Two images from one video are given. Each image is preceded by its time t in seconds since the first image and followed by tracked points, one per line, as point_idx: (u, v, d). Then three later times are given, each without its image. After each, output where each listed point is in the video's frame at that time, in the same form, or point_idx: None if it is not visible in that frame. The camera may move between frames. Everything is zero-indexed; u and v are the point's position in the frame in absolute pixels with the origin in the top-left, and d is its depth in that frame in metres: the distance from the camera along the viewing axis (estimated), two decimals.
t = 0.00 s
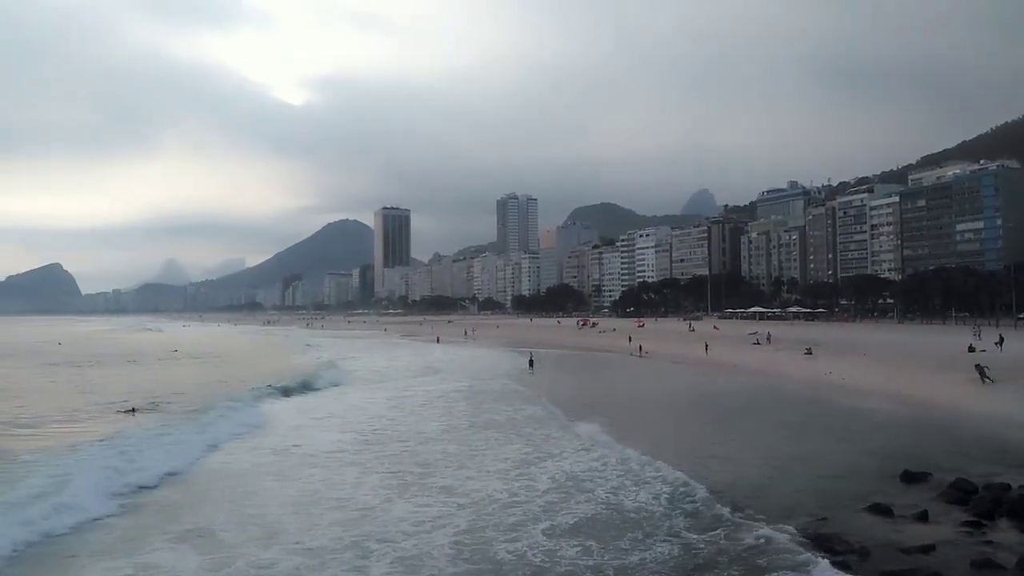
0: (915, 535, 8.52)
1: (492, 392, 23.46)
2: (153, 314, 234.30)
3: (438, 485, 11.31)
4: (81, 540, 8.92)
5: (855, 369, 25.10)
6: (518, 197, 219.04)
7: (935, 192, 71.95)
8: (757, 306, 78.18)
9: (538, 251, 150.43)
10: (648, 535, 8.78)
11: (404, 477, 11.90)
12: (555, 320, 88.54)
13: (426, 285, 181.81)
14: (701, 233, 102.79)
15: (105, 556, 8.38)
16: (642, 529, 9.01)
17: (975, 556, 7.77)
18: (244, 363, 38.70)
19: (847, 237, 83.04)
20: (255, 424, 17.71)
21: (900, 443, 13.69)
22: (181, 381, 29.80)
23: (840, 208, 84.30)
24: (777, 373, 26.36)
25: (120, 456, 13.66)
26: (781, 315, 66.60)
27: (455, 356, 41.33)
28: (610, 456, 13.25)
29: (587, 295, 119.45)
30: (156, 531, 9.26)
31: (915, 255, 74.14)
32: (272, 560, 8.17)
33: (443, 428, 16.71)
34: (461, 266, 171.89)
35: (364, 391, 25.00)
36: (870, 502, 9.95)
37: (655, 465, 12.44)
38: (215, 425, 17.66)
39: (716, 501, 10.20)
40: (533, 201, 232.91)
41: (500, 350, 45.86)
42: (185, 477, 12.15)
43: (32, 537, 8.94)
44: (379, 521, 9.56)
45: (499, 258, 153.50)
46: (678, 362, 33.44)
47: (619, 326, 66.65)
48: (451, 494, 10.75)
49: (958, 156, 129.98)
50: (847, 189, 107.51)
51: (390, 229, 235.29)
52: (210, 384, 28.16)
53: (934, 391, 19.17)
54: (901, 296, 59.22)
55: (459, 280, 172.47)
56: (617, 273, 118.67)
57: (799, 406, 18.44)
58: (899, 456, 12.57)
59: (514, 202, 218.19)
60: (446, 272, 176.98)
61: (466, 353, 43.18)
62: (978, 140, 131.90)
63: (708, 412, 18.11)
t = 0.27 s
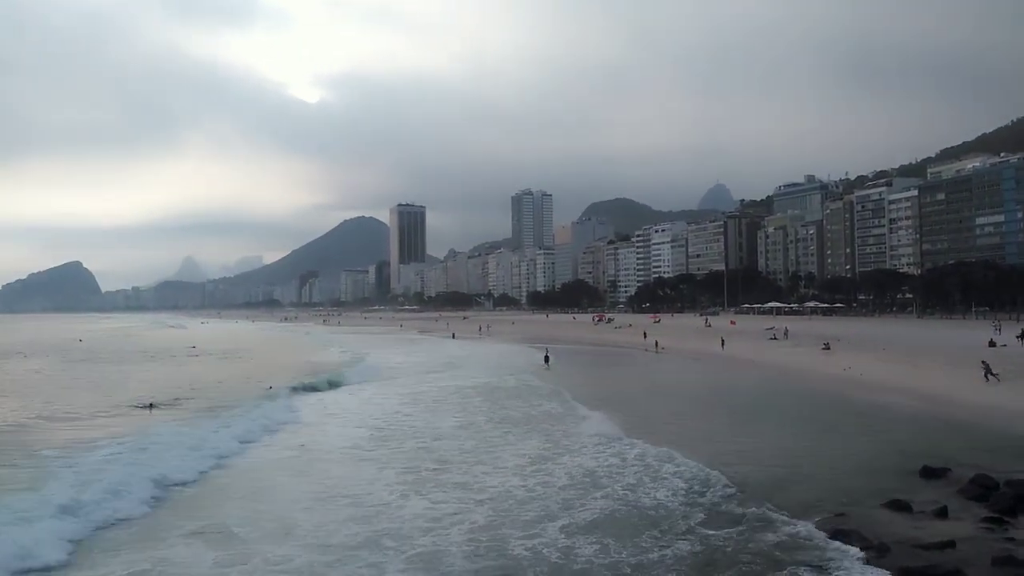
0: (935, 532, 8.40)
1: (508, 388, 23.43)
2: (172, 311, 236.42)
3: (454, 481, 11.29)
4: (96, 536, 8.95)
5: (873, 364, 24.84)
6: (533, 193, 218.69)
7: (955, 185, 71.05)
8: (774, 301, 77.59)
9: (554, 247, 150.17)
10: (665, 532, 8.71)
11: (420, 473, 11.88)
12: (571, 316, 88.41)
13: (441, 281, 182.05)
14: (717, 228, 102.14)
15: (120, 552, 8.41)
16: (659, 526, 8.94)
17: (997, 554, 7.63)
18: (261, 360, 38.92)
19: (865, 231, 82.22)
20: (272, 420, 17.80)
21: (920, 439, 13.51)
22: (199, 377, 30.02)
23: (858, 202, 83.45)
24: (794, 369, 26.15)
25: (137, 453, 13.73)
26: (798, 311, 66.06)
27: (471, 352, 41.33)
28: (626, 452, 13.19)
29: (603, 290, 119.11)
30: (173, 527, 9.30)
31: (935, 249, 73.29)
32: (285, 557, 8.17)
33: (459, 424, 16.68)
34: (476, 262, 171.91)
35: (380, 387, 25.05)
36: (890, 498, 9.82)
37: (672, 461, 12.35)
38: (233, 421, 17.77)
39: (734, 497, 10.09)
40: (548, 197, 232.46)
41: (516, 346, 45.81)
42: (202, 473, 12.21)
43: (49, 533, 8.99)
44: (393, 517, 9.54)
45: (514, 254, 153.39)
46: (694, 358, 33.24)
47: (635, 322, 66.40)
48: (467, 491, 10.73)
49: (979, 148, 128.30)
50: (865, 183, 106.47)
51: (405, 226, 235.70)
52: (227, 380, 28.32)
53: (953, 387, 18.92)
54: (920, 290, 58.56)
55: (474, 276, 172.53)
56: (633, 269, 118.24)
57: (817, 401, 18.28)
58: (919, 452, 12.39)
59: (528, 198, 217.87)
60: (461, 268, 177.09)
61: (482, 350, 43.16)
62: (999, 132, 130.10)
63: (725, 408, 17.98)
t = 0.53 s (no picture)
0: (951, 534, 8.28)
1: (520, 388, 23.38)
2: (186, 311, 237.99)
3: (467, 483, 11.27)
4: (108, 535, 8.99)
5: (888, 365, 24.61)
6: (546, 193, 218.67)
7: (972, 184, 70.34)
8: (788, 302, 77.15)
9: (566, 246, 150.00)
10: (678, 534, 8.64)
11: (432, 474, 11.84)
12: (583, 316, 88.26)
13: (453, 282, 182.22)
14: (731, 228, 101.63)
15: (131, 551, 8.42)
16: (673, 528, 8.87)
17: (1014, 557, 7.51)
18: (274, 359, 39.07)
19: (880, 231, 81.56)
20: (284, 420, 17.83)
21: (934, 440, 13.37)
22: (212, 377, 30.17)
23: (873, 201, 82.80)
24: (808, 369, 25.95)
25: (150, 452, 13.78)
26: (813, 311, 65.61)
27: (483, 352, 41.30)
28: (640, 452, 13.12)
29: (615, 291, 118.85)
30: (184, 527, 9.30)
31: (951, 249, 72.61)
32: (296, 557, 8.15)
33: (471, 424, 16.69)
34: (488, 262, 171.97)
35: (392, 387, 25.07)
36: (905, 500, 9.71)
37: (686, 462, 12.27)
38: (245, 420, 17.82)
39: (747, 499, 10.01)
40: (561, 197, 232.33)
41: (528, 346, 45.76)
42: (216, 472, 12.25)
43: (62, 530, 9.03)
44: (404, 517, 9.52)
45: (527, 254, 153.30)
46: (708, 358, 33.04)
47: (648, 322, 66.13)
48: (479, 491, 10.72)
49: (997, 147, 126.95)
50: (880, 183, 105.71)
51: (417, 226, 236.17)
52: (239, 380, 28.43)
53: (970, 387, 18.72)
54: (936, 291, 58.03)
55: (486, 276, 172.56)
56: (645, 269, 117.88)
57: (832, 402, 18.12)
58: (935, 454, 12.24)
59: (541, 198, 217.85)
60: (474, 268, 177.19)
61: (494, 350, 43.13)
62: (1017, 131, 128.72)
63: (738, 408, 17.88)
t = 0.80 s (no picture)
0: (973, 534, 8.16)
1: (536, 388, 23.38)
2: (206, 312, 240.47)
3: (484, 483, 11.26)
4: (127, 533, 9.07)
5: (908, 364, 24.33)
6: (561, 192, 218.45)
7: (992, 180, 69.41)
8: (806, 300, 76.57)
9: (582, 245, 149.72)
10: (696, 535, 8.58)
11: (449, 474, 11.85)
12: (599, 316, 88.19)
13: (469, 281, 182.45)
14: (748, 226, 101.01)
15: (150, 550, 8.48)
16: (691, 529, 8.81)
17: None
18: (291, 359, 39.37)
19: (899, 228, 80.70)
20: (301, 420, 17.95)
21: (956, 439, 13.19)
22: (230, 377, 30.36)
23: (892, 198, 81.94)
24: (827, 368, 25.72)
25: (170, 453, 13.90)
26: (831, 309, 65.05)
27: (499, 352, 41.29)
28: (657, 452, 13.06)
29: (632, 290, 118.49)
30: (201, 526, 9.35)
31: (971, 246, 71.69)
32: (313, 558, 8.18)
33: (488, 423, 16.69)
34: (504, 262, 172.01)
35: (409, 386, 25.17)
36: (925, 499, 9.59)
37: (704, 462, 12.20)
38: (263, 420, 17.95)
39: (765, 499, 9.93)
40: (577, 196, 231.91)
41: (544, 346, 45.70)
42: (234, 471, 12.33)
43: (81, 529, 9.12)
44: (420, 518, 9.52)
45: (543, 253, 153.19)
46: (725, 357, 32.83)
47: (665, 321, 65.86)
48: (495, 491, 10.71)
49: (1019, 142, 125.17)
50: (899, 179, 104.58)
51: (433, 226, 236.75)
52: (257, 380, 28.68)
53: (992, 385, 18.45)
54: (957, 288, 57.32)
55: (502, 276, 172.59)
56: (662, 268, 117.42)
57: (851, 401, 17.96)
58: (957, 453, 12.08)
59: (556, 198, 217.68)
60: (489, 268, 177.31)
61: (510, 349, 43.11)
62: None
63: (756, 407, 17.75)
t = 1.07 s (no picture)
0: (998, 537, 8.02)
1: (553, 388, 23.33)
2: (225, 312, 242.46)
3: (500, 483, 11.22)
4: (145, 531, 9.13)
5: (931, 363, 24.05)
6: (578, 192, 218.11)
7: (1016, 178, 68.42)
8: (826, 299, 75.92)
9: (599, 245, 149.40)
10: (715, 537, 8.51)
11: (466, 474, 11.82)
12: (617, 315, 87.88)
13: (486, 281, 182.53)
14: (767, 224, 100.27)
15: (169, 545, 8.55)
16: (710, 531, 8.73)
17: None
18: (311, 359, 39.60)
19: (920, 227, 79.77)
20: (319, 419, 18.01)
21: (980, 440, 13.01)
22: (249, 377, 30.53)
23: (913, 197, 81.02)
24: (848, 368, 25.48)
25: (189, 451, 13.99)
26: (852, 309, 64.44)
27: (516, 352, 41.25)
28: (676, 453, 12.99)
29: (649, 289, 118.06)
30: (218, 525, 9.38)
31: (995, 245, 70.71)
32: (328, 556, 8.19)
33: (504, 423, 16.67)
34: (521, 262, 171.92)
35: (425, 386, 25.19)
36: (949, 501, 9.44)
37: (723, 463, 12.10)
38: (282, 419, 18.07)
39: (786, 500, 9.82)
40: (594, 196, 231.42)
41: (560, 346, 45.62)
42: (251, 470, 12.38)
43: (99, 527, 9.18)
44: (436, 518, 9.50)
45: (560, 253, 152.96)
46: (744, 357, 32.61)
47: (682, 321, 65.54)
48: (512, 492, 10.66)
49: None
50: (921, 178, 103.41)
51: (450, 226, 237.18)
52: (276, 380, 28.85)
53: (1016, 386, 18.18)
54: (980, 288, 56.59)
55: (519, 276, 172.52)
56: (680, 267, 116.89)
57: (873, 401, 17.78)
58: (980, 454, 11.89)
59: (573, 197, 217.40)
60: (506, 268, 177.33)
61: (526, 349, 43.05)
62: None
63: (778, 408, 17.60)
